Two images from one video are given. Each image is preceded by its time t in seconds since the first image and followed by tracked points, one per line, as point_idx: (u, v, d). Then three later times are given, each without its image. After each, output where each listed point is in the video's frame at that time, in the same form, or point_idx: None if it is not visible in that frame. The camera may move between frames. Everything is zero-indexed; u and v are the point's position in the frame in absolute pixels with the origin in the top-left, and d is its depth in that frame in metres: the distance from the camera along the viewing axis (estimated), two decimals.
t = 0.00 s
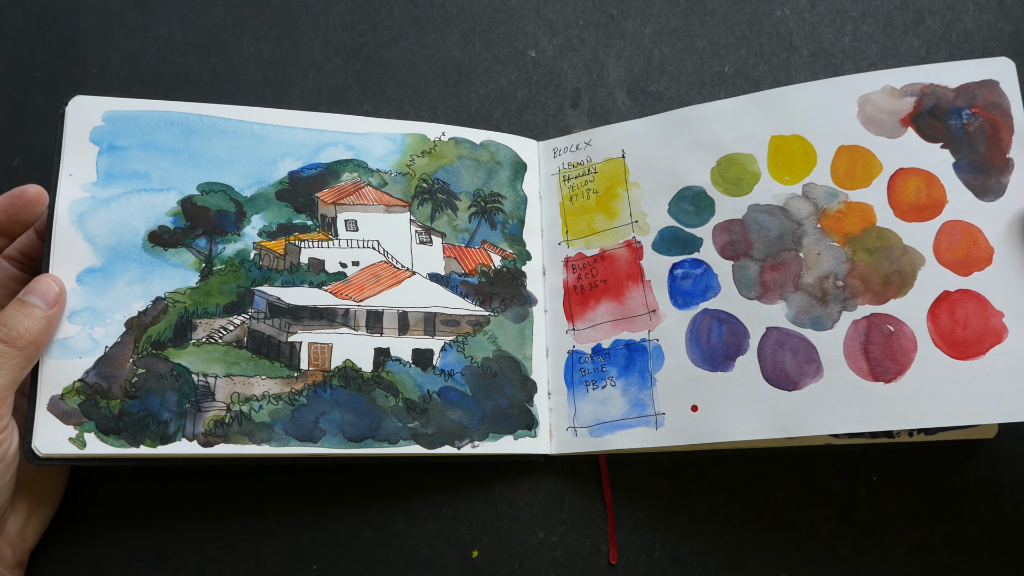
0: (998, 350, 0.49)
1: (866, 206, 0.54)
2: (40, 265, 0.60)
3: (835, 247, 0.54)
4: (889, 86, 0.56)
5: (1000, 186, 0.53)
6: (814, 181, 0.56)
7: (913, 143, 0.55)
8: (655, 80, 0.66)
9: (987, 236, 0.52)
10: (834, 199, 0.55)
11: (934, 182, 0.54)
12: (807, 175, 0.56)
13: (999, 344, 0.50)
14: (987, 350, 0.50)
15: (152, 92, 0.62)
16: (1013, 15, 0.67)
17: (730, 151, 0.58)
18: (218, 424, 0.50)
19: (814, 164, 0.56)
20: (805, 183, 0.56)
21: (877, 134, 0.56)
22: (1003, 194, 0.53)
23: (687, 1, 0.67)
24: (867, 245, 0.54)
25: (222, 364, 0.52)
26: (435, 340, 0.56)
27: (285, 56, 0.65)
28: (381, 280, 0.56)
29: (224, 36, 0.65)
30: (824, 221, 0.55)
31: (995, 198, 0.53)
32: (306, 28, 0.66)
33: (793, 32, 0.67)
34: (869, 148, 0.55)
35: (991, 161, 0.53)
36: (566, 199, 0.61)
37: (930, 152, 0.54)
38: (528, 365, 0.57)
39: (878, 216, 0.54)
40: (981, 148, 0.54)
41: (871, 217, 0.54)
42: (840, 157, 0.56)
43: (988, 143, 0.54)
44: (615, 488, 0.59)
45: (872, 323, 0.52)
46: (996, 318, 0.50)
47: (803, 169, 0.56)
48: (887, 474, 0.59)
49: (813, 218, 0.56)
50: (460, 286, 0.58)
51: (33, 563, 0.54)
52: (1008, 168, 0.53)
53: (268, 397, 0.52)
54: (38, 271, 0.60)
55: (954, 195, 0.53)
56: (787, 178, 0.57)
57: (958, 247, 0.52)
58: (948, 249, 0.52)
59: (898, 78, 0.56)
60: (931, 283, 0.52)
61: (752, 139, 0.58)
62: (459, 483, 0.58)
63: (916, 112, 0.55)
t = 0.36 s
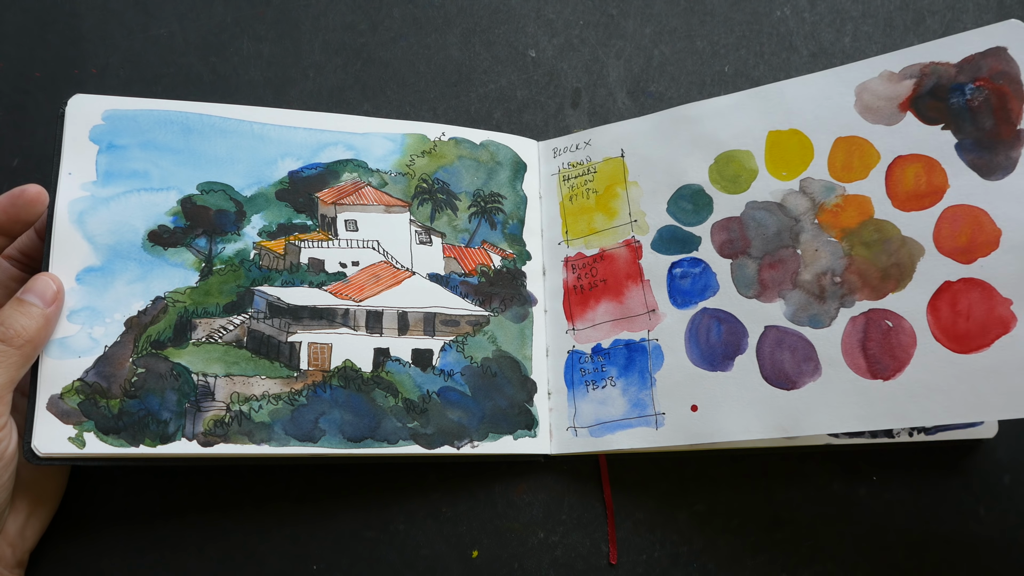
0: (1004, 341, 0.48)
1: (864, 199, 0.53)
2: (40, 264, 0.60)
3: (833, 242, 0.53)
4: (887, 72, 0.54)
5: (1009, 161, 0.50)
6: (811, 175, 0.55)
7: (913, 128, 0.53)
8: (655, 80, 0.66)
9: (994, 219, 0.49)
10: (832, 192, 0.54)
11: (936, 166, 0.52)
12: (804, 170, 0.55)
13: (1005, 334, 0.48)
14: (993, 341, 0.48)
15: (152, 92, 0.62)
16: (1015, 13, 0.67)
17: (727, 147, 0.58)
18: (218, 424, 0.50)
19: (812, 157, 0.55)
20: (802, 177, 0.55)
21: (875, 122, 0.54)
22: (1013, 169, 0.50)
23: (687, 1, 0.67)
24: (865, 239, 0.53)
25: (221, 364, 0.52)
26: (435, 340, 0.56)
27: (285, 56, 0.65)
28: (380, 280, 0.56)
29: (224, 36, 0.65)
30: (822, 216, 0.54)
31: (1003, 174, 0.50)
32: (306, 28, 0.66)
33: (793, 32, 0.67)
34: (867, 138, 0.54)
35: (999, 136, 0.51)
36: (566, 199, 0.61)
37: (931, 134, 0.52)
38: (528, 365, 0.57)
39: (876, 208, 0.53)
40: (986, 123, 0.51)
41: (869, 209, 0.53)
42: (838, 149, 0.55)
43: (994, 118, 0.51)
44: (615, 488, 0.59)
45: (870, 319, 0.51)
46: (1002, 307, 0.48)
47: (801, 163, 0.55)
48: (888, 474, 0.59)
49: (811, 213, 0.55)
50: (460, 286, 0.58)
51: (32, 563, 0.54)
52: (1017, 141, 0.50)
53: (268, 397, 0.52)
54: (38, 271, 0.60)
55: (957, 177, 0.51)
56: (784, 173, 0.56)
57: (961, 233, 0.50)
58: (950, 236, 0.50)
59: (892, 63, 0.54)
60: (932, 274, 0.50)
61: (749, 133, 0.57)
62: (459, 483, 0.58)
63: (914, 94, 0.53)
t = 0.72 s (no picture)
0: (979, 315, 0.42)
1: (843, 174, 0.49)
2: (39, 264, 0.60)
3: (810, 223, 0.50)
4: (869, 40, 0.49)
5: (991, 122, 0.44)
6: (791, 155, 0.51)
7: (894, 98, 0.48)
8: (655, 80, 0.66)
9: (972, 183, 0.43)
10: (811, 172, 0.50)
11: (916, 133, 0.46)
12: (785, 150, 0.52)
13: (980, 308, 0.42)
14: (966, 316, 0.42)
15: (152, 92, 0.62)
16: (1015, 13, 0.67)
17: (714, 134, 0.55)
18: (217, 424, 0.51)
19: (793, 136, 0.52)
20: (783, 158, 0.52)
21: (856, 95, 0.49)
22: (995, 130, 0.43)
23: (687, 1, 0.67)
24: (842, 217, 0.48)
25: (221, 364, 0.52)
26: (435, 340, 0.56)
27: (285, 56, 0.65)
28: (380, 280, 0.56)
29: (224, 36, 0.65)
30: (800, 197, 0.50)
31: (982, 137, 0.44)
32: (306, 28, 0.66)
33: (793, 32, 0.67)
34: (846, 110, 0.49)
35: (981, 95, 0.44)
36: (564, 197, 0.61)
37: (909, 101, 0.47)
38: (528, 365, 0.58)
39: (854, 182, 0.48)
40: (968, 84, 0.45)
41: (847, 184, 0.49)
42: (819, 124, 0.51)
43: (977, 76, 0.45)
44: (615, 488, 0.59)
45: (844, 301, 0.47)
46: (979, 277, 0.42)
47: (783, 144, 0.52)
48: (888, 475, 0.59)
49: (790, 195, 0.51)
50: (460, 286, 0.58)
51: (32, 563, 0.54)
52: (1002, 98, 0.43)
53: (268, 397, 0.52)
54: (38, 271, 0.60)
55: (936, 143, 0.45)
56: (766, 155, 0.53)
57: (938, 202, 0.44)
58: (927, 206, 0.45)
59: (877, 29, 0.49)
60: (907, 248, 0.45)
61: (734, 117, 0.54)
62: (459, 483, 0.58)
63: (896, 61, 0.48)
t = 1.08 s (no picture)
0: (941, 304, 0.37)
1: (815, 158, 0.45)
2: (39, 264, 0.60)
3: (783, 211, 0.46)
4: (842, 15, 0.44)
5: (957, 93, 0.38)
6: (767, 141, 0.48)
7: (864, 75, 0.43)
8: (655, 80, 0.66)
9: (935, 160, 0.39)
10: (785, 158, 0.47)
11: (884, 110, 0.42)
12: (763, 135, 0.48)
13: (942, 296, 0.37)
14: (925, 306, 0.38)
15: (152, 92, 0.62)
16: (1013, 15, 0.67)
17: (695, 124, 0.53)
18: (219, 424, 0.51)
19: (769, 120, 0.48)
20: (759, 146, 0.49)
21: (828, 76, 0.45)
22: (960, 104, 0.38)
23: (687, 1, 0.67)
24: (812, 203, 0.45)
25: (221, 365, 0.52)
26: (435, 340, 0.56)
27: (285, 56, 0.65)
28: (380, 280, 0.56)
29: (224, 36, 0.65)
30: (773, 184, 0.47)
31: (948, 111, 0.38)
32: (306, 28, 0.66)
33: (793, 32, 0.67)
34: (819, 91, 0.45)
35: (948, 66, 0.39)
36: (562, 196, 0.61)
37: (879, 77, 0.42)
38: (528, 365, 0.58)
39: (825, 166, 0.44)
40: (935, 54, 0.39)
41: (817, 168, 0.45)
42: (793, 106, 0.47)
43: (945, 44, 0.39)
44: (615, 488, 0.59)
45: (811, 292, 0.44)
46: (942, 262, 0.37)
47: (757, 130, 0.49)
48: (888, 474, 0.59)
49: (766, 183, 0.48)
50: (460, 287, 0.58)
51: (33, 563, 0.54)
52: (969, 66, 0.38)
53: (268, 397, 0.52)
54: (38, 271, 0.60)
55: (903, 120, 0.40)
56: (744, 144, 0.49)
57: (903, 182, 0.40)
58: (892, 188, 0.40)
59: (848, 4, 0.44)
60: (873, 234, 0.41)
61: (713, 106, 0.51)
62: (459, 483, 0.58)
63: (867, 36, 0.43)
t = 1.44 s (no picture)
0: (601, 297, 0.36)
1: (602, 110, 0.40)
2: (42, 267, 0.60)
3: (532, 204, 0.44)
4: None
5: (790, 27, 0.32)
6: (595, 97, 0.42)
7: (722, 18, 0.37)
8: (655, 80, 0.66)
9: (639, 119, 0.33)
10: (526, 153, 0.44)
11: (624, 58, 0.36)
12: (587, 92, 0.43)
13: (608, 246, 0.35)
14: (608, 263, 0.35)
15: (152, 92, 0.62)
16: (1013, 15, 0.67)
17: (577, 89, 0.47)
18: (219, 425, 0.50)
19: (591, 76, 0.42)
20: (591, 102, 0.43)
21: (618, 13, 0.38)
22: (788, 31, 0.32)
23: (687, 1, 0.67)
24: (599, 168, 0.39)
25: (221, 365, 0.52)
26: (435, 341, 0.56)
27: (285, 56, 0.65)
28: (380, 280, 0.56)
29: (224, 36, 0.65)
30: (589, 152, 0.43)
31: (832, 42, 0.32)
32: (306, 28, 0.65)
33: (793, 32, 0.67)
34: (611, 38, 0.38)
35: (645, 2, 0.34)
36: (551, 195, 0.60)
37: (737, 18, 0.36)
38: (528, 365, 0.57)
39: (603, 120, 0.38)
40: None
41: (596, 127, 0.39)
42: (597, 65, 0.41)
43: None
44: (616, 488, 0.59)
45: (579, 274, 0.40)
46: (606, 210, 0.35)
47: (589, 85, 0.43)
48: (887, 474, 0.60)
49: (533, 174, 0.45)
50: (460, 287, 0.58)
51: (33, 563, 0.54)
52: None
53: (268, 397, 0.52)
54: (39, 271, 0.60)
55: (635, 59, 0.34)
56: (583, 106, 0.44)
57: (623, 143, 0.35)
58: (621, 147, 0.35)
59: None
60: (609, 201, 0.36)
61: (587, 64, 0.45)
62: (459, 483, 0.58)
63: None
